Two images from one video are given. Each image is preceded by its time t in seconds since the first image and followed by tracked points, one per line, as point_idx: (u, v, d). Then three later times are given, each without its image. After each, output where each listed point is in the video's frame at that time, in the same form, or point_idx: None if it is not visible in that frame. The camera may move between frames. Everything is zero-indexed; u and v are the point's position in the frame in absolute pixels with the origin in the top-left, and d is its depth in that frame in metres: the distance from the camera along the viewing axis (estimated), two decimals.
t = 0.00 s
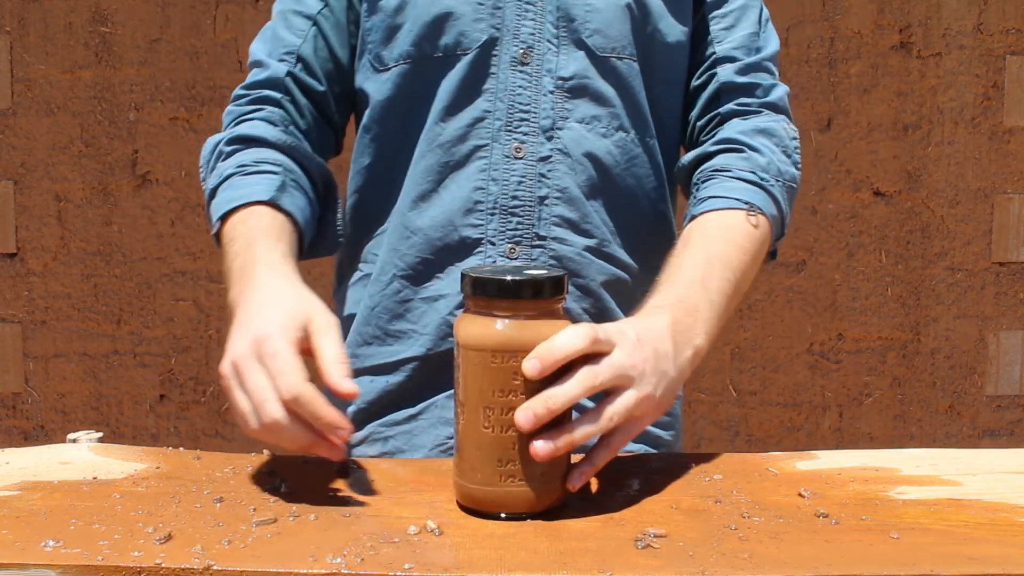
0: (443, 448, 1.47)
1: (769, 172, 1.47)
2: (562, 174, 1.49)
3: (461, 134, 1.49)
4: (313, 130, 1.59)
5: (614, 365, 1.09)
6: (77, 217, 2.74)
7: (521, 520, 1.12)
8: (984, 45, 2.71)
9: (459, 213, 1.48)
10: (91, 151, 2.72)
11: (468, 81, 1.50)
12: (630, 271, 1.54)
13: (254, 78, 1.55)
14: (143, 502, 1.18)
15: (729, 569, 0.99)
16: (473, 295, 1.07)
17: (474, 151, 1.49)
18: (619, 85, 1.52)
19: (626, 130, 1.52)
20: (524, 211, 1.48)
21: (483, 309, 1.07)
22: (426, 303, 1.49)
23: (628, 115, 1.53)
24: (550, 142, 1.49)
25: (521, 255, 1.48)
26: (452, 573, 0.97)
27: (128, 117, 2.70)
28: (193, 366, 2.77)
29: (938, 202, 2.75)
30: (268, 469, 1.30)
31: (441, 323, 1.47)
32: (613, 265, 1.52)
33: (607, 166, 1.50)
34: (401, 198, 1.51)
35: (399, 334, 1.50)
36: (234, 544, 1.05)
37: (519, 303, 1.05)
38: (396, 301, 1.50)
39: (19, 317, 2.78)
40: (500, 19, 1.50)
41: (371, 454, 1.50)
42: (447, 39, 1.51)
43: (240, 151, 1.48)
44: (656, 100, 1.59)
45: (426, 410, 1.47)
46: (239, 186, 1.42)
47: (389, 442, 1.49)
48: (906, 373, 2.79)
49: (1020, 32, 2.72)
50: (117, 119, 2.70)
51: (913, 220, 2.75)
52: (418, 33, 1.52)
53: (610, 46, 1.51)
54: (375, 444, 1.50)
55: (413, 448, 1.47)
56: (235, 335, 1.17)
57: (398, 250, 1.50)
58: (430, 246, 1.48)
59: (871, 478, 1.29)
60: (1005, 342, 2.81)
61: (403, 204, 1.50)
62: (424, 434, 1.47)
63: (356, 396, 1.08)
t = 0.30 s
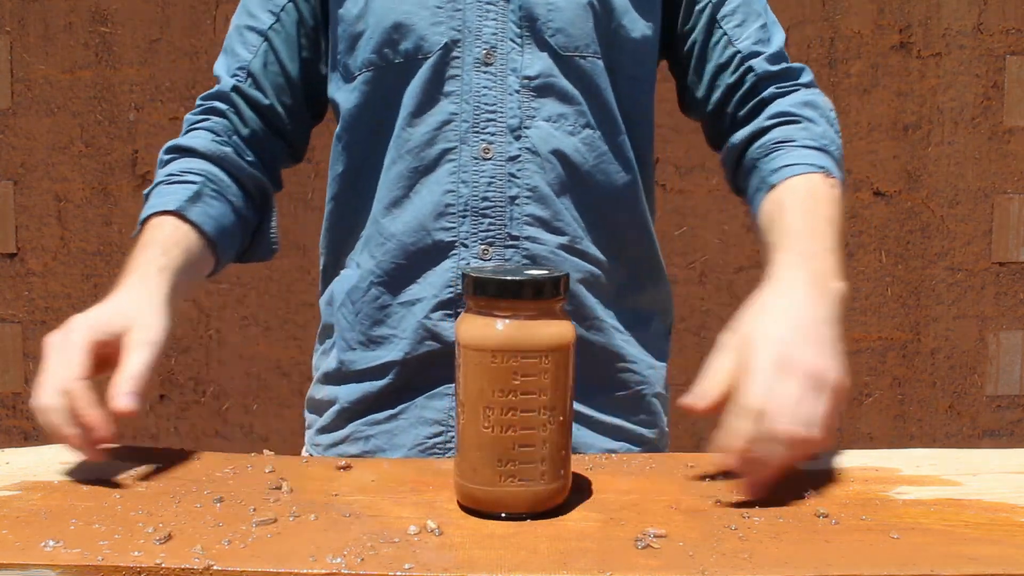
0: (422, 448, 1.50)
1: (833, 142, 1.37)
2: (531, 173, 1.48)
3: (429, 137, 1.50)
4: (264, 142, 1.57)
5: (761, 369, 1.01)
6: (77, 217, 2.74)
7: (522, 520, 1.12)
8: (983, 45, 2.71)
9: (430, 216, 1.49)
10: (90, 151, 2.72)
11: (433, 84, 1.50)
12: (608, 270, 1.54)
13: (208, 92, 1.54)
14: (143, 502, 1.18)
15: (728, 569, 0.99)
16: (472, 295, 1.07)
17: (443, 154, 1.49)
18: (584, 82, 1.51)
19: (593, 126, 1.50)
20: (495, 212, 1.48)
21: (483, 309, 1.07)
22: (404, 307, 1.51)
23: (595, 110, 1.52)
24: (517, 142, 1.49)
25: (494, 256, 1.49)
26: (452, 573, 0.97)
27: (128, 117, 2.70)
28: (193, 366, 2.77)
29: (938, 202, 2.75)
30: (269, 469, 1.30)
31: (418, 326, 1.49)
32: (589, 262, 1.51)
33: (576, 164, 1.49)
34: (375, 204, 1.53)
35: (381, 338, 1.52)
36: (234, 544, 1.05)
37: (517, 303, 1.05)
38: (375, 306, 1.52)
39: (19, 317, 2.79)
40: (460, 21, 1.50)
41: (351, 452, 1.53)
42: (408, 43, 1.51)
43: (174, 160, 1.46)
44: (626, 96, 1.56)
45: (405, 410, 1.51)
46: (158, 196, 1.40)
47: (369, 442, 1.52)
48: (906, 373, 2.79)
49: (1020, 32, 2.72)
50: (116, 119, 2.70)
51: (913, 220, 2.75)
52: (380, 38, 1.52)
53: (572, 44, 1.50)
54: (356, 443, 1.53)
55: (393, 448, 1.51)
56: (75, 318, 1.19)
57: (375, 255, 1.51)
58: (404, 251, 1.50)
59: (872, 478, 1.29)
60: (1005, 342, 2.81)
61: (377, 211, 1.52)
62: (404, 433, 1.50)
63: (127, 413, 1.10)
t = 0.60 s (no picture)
0: (413, 448, 1.54)
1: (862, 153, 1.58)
2: (518, 176, 1.49)
3: (415, 141, 1.50)
4: (239, 140, 1.60)
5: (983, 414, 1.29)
6: (77, 217, 2.74)
7: (522, 520, 1.12)
8: (983, 45, 2.71)
9: (417, 220, 1.50)
10: (91, 151, 2.72)
11: (418, 86, 1.50)
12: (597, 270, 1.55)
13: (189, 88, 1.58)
14: (143, 502, 1.18)
15: (728, 569, 0.99)
16: (472, 295, 1.07)
17: (430, 157, 1.50)
18: (568, 82, 1.51)
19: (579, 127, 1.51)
20: (482, 215, 1.49)
21: (484, 308, 1.07)
22: (395, 310, 1.53)
23: (580, 110, 1.52)
24: (503, 144, 1.49)
25: (482, 259, 1.50)
26: (452, 573, 0.98)
27: (128, 117, 2.70)
28: (192, 366, 2.77)
29: (938, 202, 2.75)
30: (269, 469, 1.30)
31: (408, 330, 1.51)
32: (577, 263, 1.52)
33: (562, 165, 1.50)
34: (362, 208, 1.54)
35: (373, 341, 1.54)
36: (235, 544, 1.05)
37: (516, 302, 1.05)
38: (365, 310, 1.54)
39: (19, 317, 2.78)
40: (444, 22, 1.50)
41: (345, 452, 1.57)
42: (392, 46, 1.51)
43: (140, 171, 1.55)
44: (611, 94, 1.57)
45: (396, 411, 1.54)
46: (119, 211, 1.50)
47: (362, 442, 1.55)
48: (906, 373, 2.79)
49: (1020, 32, 2.72)
50: (117, 119, 2.70)
51: (913, 220, 2.75)
52: (366, 39, 1.52)
53: (555, 44, 1.50)
54: (349, 442, 1.56)
55: (386, 447, 1.54)
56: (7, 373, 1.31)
57: (364, 259, 1.53)
58: (392, 255, 1.51)
59: (872, 478, 1.29)
60: (1005, 342, 2.81)
61: (364, 215, 1.53)
62: (395, 433, 1.54)
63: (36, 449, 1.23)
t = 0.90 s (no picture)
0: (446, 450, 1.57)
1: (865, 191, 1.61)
2: (559, 188, 1.53)
3: (458, 149, 1.54)
4: (293, 145, 1.61)
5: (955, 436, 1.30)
6: (78, 217, 2.74)
7: (522, 520, 1.12)
8: (983, 45, 2.71)
9: (458, 228, 1.53)
10: (90, 151, 2.72)
11: (465, 94, 1.54)
12: (632, 281, 1.59)
13: (236, 91, 1.58)
14: (143, 501, 1.18)
15: (728, 569, 1.00)
16: (472, 296, 1.07)
17: (472, 166, 1.54)
18: (615, 94, 1.55)
19: (623, 140, 1.55)
20: (522, 226, 1.53)
21: (484, 309, 1.07)
22: (430, 315, 1.57)
23: (624, 123, 1.56)
24: (546, 155, 1.53)
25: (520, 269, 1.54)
26: (452, 573, 0.98)
27: (128, 117, 2.70)
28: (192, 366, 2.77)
29: (938, 202, 2.75)
30: (269, 469, 1.30)
31: (444, 336, 1.55)
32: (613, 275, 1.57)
33: (603, 178, 1.54)
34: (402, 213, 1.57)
35: (407, 344, 1.58)
36: (235, 544, 1.05)
37: (515, 302, 1.05)
38: (400, 314, 1.58)
39: (20, 317, 2.78)
40: (495, 31, 1.53)
41: (376, 451, 1.60)
42: (441, 52, 1.54)
43: (188, 198, 1.55)
44: (657, 102, 1.60)
45: (432, 413, 1.58)
46: (170, 251, 1.52)
47: (394, 442, 1.58)
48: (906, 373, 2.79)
49: (1020, 32, 2.72)
50: (116, 119, 2.70)
51: (913, 220, 2.75)
52: (413, 47, 1.55)
53: (605, 55, 1.54)
54: (381, 442, 1.59)
55: (417, 449, 1.58)
56: (52, 417, 1.32)
57: (401, 263, 1.56)
58: (430, 261, 1.55)
59: (872, 477, 1.29)
60: (1005, 342, 2.81)
61: (403, 219, 1.56)
62: (428, 435, 1.57)
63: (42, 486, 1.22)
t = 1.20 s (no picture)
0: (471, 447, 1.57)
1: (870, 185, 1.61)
2: (587, 187, 1.55)
3: (484, 153, 1.55)
4: (303, 144, 1.61)
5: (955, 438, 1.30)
6: (78, 217, 2.74)
7: (522, 520, 1.12)
8: (984, 45, 2.71)
9: (489, 231, 1.54)
10: (90, 151, 2.72)
11: (488, 97, 1.55)
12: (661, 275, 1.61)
13: (243, 87, 1.58)
14: (143, 501, 1.18)
15: (728, 569, 1.00)
16: (472, 296, 1.07)
17: (499, 169, 1.55)
18: (636, 93, 1.57)
19: (645, 138, 1.58)
20: (553, 226, 1.55)
21: (484, 309, 1.07)
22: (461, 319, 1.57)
23: (645, 120, 1.58)
24: (573, 155, 1.55)
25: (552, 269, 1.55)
26: (452, 573, 0.98)
27: (128, 117, 2.70)
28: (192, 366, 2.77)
29: (938, 202, 2.75)
30: (269, 469, 1.30)
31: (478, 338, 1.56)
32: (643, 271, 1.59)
33: (630, 175, 1.57)
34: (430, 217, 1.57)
35: (442, 349, 1.57)
36: (235, 544, 1.05)
37: (515, 303, 1.05)
38: (430, 318, 1.58)
39: (20, 317, 2.78)
40: (514, 32, 1.54)
41: (402, 447, 1.59)
42: (462, 54, 1.55)
43: (190, 203, 1.55)
44: (674, 101, 1.62)
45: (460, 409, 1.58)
46: (171, 258, 1.52)
47: (419, 438, 1.58)
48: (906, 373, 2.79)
49: (1020, 32, 2.72)
50: (116, 119, 2.70)
51: (913, 220, 2.75)
52: (429, 48, 1.56)
53: (625, 54, 1.56)
54: (409, 438, 1.59)
55: (443, 445, 1.56)
56: (52, 420, 1.32)
57: (432, 270, 1.57)
58: (461, 264, 1.56)
59: (872, 478, 1.29)
60: (1005, 342, 2.81)
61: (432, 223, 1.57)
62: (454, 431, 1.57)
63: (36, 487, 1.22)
